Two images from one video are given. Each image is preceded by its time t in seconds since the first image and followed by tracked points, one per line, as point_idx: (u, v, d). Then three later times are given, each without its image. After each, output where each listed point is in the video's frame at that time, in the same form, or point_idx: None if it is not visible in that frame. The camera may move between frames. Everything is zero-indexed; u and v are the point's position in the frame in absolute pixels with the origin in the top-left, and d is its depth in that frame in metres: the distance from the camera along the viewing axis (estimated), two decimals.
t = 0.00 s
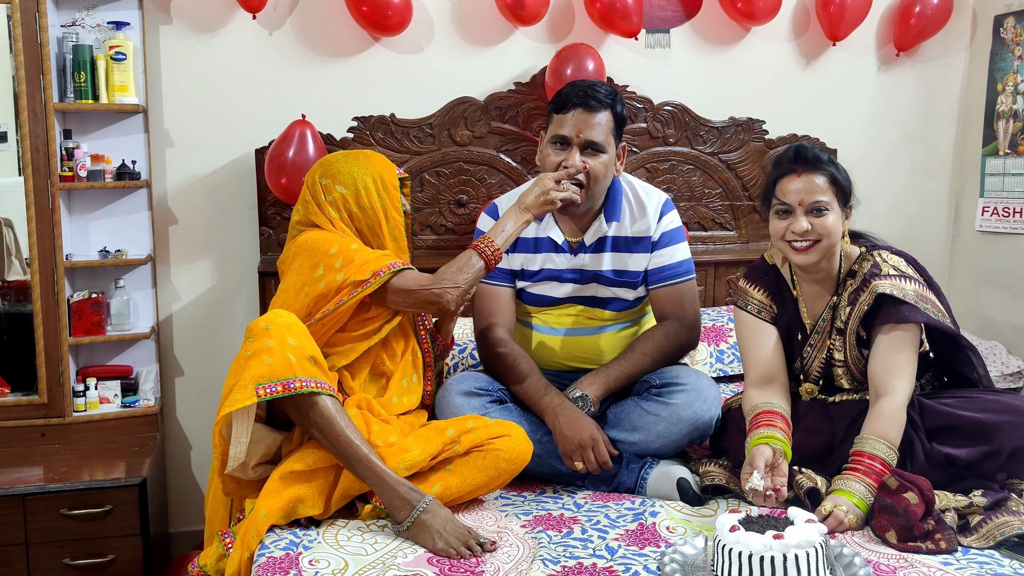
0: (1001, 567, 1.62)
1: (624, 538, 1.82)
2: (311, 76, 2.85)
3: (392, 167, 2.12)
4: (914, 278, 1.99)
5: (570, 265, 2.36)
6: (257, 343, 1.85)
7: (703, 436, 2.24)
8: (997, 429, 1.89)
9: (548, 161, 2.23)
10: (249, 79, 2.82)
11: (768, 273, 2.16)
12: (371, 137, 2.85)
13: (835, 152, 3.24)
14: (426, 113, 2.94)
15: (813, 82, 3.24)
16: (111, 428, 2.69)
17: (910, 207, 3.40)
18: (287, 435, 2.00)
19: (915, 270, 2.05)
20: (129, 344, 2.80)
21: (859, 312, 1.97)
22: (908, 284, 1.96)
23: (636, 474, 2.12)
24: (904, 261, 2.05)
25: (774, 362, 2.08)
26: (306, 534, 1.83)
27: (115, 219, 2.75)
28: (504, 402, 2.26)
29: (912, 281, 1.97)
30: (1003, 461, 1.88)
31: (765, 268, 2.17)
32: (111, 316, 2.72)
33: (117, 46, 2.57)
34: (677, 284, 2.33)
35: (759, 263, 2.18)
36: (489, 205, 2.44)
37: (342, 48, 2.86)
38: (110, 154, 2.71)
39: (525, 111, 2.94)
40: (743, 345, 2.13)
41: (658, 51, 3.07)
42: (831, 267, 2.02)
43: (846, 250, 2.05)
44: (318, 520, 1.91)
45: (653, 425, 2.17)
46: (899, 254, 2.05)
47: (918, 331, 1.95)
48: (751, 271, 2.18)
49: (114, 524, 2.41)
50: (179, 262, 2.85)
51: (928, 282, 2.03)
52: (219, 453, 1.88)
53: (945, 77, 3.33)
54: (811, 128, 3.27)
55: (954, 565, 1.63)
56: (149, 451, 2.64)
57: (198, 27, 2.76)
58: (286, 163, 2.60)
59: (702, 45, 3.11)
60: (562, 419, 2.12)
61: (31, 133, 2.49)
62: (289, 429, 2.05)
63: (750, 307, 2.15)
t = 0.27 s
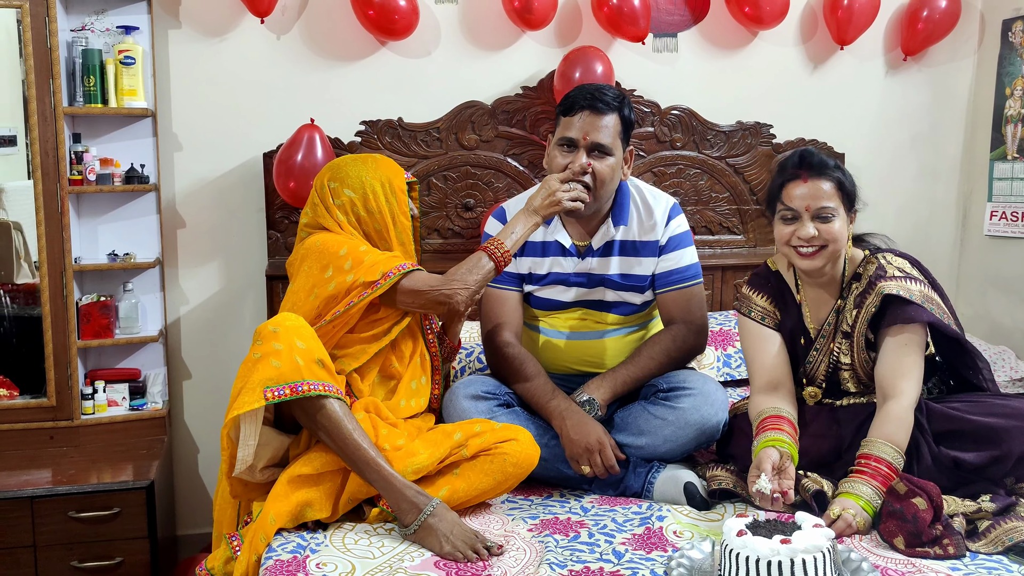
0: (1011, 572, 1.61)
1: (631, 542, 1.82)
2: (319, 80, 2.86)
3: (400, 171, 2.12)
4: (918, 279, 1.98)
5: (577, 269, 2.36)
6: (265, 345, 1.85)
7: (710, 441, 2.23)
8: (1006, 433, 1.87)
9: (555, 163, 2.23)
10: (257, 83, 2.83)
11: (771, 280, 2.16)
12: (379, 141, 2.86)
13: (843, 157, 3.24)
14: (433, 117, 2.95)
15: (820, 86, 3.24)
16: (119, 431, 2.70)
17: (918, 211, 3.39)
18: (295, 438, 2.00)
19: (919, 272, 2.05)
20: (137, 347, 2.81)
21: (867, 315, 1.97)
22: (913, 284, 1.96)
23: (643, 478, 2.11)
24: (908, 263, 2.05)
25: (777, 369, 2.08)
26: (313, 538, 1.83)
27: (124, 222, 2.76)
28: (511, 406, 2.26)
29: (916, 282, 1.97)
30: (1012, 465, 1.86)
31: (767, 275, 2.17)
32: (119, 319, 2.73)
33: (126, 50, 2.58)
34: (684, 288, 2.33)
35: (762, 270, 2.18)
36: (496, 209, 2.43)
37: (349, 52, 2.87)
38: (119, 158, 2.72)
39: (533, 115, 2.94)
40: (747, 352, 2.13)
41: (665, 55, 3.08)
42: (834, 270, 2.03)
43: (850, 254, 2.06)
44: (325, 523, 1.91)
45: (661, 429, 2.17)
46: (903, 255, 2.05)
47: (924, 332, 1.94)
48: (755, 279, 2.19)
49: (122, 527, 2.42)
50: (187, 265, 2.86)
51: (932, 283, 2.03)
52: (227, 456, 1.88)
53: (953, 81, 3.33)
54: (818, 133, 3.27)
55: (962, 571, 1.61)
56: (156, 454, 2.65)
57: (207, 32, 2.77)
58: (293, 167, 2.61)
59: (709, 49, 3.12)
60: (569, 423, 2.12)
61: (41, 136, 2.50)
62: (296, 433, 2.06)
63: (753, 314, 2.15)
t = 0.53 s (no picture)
0: None
1: (636, 545, 1.81)
2: (325, 84, 2.87)
3: (408, 175, 2.13)
4: (929, 270, 2.02)
5: (583, 272, 2.36)
6: (272, 347, 1.86)
7: (716, 444, 2.22)
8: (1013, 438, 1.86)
9: (560, 166, 2.23)
10: (264, 87, 2.84)
11: (777, 279, 2.16)
12: (385, 144, 2.86)
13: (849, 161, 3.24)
14: (439, 121, 2.96)
15: (826, 89, 3.24)
16: (125, 433, 2.71)
17: (924, 214, 3.38)
18: (301, 440, 2.01)
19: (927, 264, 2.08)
20: (144, 350, 2.82)
21: (884, 306, 1.99)
22: (925, 274, 1.99)
23: (649, 481, 2.12)
24: (915, 255, 2.08)
25: (785, 371, 2.08)
26: (319, 540, 1.84)
27: (131, 225, 2.77)
28: (516, 409, 2.26)
29: (928, 272, 2.00)
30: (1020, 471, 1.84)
31: (774, 276, 2.18)
32: (126, 322, 2.74)
33: (134, 54, 2.60)
34: (690, 291, 2.33)
35: (768, 271, 2.19)
36: (502, 212, 2.43)
37: (356, 56, 2.88)
38: (127, 161, 2.73)
39: (538, 119, 2.95)
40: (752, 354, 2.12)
41: (671, 59, 3.08)
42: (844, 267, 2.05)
43: (860, 249, 2.08)
44: (330, 525, 1.91)
45: (666, 433, 2.17)
46: (910, 249, 2.08)
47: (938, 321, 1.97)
48: (762, 279, 2.18)
49: (128, 529, 2.42)
50: (193, 268, 2.87)
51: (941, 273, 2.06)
52: (233, 457, 1.89)
53: (959, 85, 3.32)
54: (824, 137, 3.27)
55: None
56: (162, 457, 2.65)
57: (214, 35, 2.79)
58: (299, 170, 2.62)
59: (715, 53, 3.12)
60: (574, 425, 2.12)
61: (49, 140, 2.51)
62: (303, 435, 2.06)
63: (760, 314, 2.15)
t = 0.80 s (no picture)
0: None
1: (642, 549, 1.82)
2: (332, 87, 2.88)
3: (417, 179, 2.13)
4: (936, 264, 2.03)
5: (588, 276, 2.37)
6: (280, 349, 1.86)
7: (721, 448, 2.22)
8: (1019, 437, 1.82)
9: (567, 170, 2.23)
10: (270, 90, 2.85)
11: (783, 275, 2.17)
12: (391, 147, 2.87)
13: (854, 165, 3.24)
14: (445, 124, 2.96)
15: (832, 93, 3.24)
16: (132, 435, 2.71)
17: (930, 218, 3.38)
18: (308, 443, 2.01)
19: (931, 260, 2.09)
20: (150, 352, 2.83)
21: (895, 301, 1.99)
22: (933, 269, 2.00)
23: (654, 484, 2.11)
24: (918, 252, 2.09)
25: (788, 365, 2.10)
26: (325, 542, 1.84)
27: (138, 228, 2.79)
28: (522, 412, 2.26)
29: (936, 267, 2.01)
30: None
31: (779, 271, 2.19)
32: (132, 324, 2.75)
33: (141, 57, 2.60)
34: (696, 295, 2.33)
35: (773, 267, 2.20)
36: (508, 215, 2.44)
37: (362, 59, 2.88)
38: (134, 164, 2.74)
39: (544, 122, 2.95)
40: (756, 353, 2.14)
41: (677, 63, 3.09)
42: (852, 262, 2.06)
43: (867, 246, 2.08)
44: (336, 528, 1.91)
45: (672, 437, 2.17)
46: (914, 246, 2.09)
47: (947, 315, 1.98)
48: (768, 275, 2.20)
49: (134, 531, 2.43)
50: (200, 271, 2.88)
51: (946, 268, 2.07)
52: (240, 459, 1.89)
53: (964, 89, 3.32)
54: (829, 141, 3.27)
55: None
56: (168, 459, 2.66)
57: (221, 39, 2.80)
58: (306, 173, 2.62)
59: (720, 57, 3.13)
60: (580, 429, 2.12)
61: (57, 143, 2.53)
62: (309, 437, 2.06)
63: (765, 309, 2.16)
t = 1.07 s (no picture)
0: None
1: (646, 552, 1.82)
2: (337, 91, 2.89)
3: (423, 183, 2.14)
4: (936, 266, 2.03)
5: (593, 278, 2.37)
6: (285, 352, 1.87)
7: (725, 451, 2.22)
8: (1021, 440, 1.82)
9: (571, 173, 2.24)
10: (276, 93, 2.86)
11: (784, 280, 2.18)
12: (396, 150, 2.88)
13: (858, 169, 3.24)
14: (450, 127, 2.97)
15: (836, 97, 3.24)
16: (136, 437, 2.72)
17: (934, 222, 3.38)
18: (313, 445, 2.01)
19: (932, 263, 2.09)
20: (155, 354, 2.84)
21: (896, 302, 1.99)
22: (934, 270, 2.00)
23: (658, 488, 2.12)
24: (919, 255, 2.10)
25: (789, 369, 2.11)
26: (330, 544, 1.84)
27: (143, 231, 2.79)
28: (526, 415, 2.26)
29: (936, 268, 2.01)
30: None
31: (780, 276, 2.19)
32: (138, 326, 2.76)
33: (147, 60, 2.62)
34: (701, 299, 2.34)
35: (775, 272, 2.21)
36: (513, 218, 2.45)
37: (368, 63, 2.89)
38: (140, 167, 2.76)
39: (549, 126, 2.96)
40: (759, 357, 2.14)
41: (682, 66, 3.10)
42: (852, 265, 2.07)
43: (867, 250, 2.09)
44: (341, 530, 1.92)
45: (676, 440, 2.16)
46: (915, 249, 2.09)
47: (949, 316, 1.98)
48: (769, 280, 2.20)
49: (138, 533, 2.43)
50: (205, 273, 2.89)
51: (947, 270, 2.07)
52: (245, 461, 1.89)
53: (969, 94, 3.32)
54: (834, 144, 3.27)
55: None
56: (173, 461, 2.66)
57: (227, 42, 2.81)
58: (311, 176, 2.63)
59: (725, 61, 3.13)
60: (584, 432, 2.12)
61: (63, 146, 2.54)
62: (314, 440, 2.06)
63: (766, 315, 2.17)
